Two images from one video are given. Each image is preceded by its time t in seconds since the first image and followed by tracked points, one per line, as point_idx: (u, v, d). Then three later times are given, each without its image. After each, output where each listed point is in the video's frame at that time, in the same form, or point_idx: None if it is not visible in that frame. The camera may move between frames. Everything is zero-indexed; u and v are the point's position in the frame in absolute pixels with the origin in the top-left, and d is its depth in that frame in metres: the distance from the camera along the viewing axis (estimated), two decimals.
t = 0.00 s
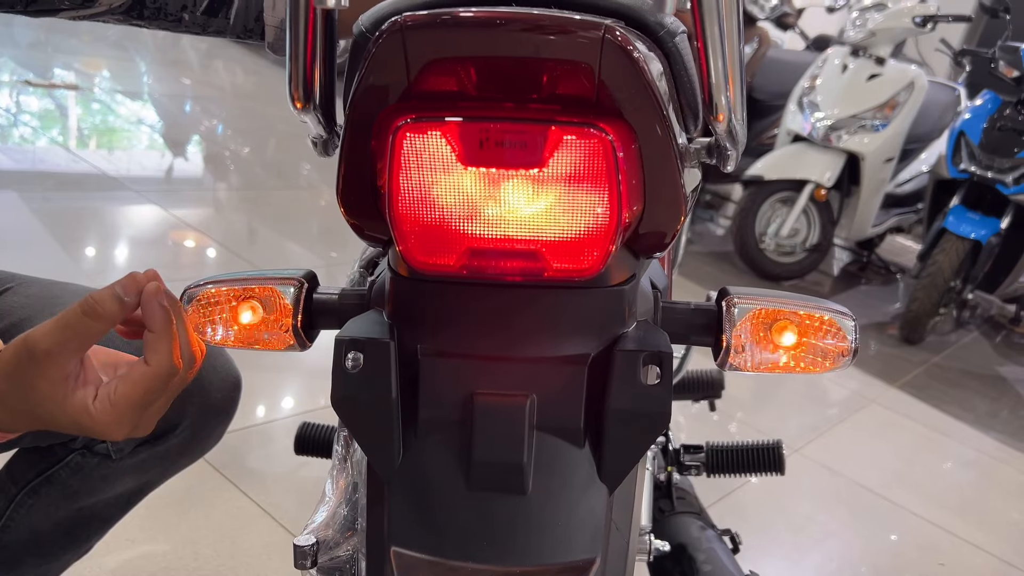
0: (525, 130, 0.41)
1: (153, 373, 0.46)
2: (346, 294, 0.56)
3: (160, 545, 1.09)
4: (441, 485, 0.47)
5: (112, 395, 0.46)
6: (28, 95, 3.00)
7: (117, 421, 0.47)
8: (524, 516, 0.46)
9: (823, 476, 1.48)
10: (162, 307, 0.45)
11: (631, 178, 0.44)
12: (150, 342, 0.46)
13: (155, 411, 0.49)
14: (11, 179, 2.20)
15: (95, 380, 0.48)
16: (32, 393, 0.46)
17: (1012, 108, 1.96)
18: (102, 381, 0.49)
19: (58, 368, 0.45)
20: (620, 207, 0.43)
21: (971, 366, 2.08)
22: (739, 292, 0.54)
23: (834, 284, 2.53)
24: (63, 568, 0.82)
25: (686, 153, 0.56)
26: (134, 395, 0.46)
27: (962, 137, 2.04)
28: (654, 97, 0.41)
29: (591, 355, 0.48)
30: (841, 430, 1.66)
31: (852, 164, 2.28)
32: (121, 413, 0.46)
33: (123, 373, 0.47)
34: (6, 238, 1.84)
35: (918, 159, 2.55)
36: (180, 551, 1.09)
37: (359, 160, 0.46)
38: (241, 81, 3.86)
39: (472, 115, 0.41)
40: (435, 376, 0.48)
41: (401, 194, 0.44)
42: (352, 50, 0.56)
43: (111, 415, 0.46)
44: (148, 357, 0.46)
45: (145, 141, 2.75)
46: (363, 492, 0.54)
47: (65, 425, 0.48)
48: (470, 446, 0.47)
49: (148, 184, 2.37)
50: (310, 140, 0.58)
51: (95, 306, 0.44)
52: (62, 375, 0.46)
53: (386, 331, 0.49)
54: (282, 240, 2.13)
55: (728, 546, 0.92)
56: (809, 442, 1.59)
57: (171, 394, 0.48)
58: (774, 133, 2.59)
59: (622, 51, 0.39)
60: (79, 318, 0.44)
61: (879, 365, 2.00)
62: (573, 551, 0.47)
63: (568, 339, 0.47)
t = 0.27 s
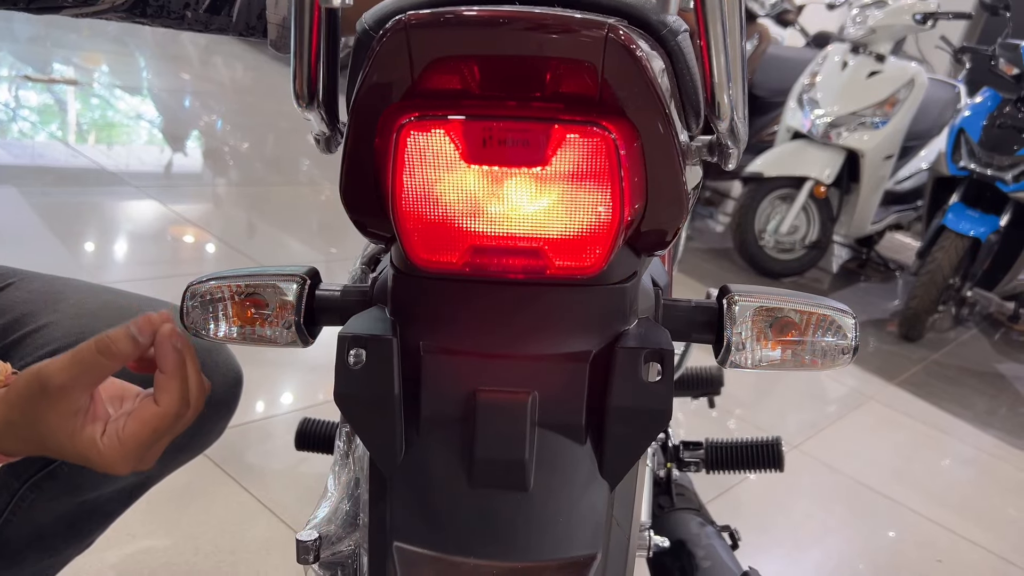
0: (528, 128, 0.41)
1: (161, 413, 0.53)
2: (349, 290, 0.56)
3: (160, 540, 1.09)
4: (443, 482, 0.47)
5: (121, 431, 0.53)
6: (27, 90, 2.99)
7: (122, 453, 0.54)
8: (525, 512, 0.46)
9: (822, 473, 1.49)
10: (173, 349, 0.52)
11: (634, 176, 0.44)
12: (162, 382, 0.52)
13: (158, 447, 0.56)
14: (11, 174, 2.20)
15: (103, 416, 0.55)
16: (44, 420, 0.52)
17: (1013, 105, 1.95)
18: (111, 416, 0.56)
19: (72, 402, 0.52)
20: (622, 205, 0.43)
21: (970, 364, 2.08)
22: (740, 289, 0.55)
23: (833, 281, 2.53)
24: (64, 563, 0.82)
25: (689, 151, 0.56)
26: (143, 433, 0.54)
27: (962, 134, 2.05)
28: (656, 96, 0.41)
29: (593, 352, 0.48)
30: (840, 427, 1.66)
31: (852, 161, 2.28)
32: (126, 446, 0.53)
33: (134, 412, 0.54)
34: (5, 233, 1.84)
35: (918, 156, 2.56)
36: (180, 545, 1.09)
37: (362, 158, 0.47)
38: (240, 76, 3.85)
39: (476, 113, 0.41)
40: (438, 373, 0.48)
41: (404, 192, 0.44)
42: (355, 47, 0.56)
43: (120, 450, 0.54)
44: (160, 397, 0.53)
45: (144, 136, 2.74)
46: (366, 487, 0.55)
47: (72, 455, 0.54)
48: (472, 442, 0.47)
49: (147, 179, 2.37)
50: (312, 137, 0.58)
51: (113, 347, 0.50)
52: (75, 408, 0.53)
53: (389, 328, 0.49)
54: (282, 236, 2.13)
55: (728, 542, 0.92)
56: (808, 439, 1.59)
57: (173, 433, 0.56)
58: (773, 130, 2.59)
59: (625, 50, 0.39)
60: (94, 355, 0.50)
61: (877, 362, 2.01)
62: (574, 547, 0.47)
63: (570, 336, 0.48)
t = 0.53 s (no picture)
0: (531, 111, 0.41)
1: (161, 410, 0.53)
2: (350, 276, 0.56)
3: (161, 527, 1.10)
4: (445, 465, 0.47)
5: (123, 427, 0.54)
6: (26, 79, 2.98)
7: (123, 449, 0.54)
8: (527, 496, 0.47)
9: (822, 462, 1.49)
10: (176, 349, 0.52)
11: (636, 160, 0.44)
12: (164, 380, 0.53)
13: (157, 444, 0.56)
14: (10, 162, 2.19)
15: (104, 412, 0.56)
16: (50, 414, 0.53)
17: (1014, 95, 1.95)
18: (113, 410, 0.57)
19: (74, 397, 0.53)
20: (625, 190, 0.43)
21: (970, 354, 2.08)
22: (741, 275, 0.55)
23: (833, 271, 2.53)
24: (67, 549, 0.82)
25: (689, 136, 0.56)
26: (145, 429, 0.54)
27: (964, 125, 2.04)
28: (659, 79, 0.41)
29: (594, 337, 0.49)
30: (839, 417, 1.66)
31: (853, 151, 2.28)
32: (128, 441, 0.54)
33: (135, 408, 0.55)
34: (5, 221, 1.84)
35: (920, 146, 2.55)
36: (182, 532, 1.09)
37: (364, 142, 0.47)
38: (240, 65, 3.83)
39: (479, 96, 0.41)
40: (440, 357, 0.48)
41: (406, 175, 0.44)
42: (357, 31, 0.56)
43: (119, 446, 0.54)
44: (162, 394, 0.53)
45: (144, 125, 2.73)
46: (367, 471, 0.55)
47: (73, 447, 0.55)
48: (474, 425, 0.47)
49: (147, 168, 2.36)
50: (313, 121, 0.58)
51: (117, 344, 0.50)
52: (77, 404, 0.53)
53: (391, 312, 0.49)
54: (282, 225, 2.13)
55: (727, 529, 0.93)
56: (808, 429, 1.60)
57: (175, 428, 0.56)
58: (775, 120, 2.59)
59: (628, 33, 0.39)
60: (98, 350, 0.51)
61: (877, 352, 2.01)
62: (576, 530, 0.47)
63: (572, 321, 0.48)
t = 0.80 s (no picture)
0: (527, 82, 0.40)
1: (159, 458, 0.46)
2: (345, 252, 0.56)
3: (159, 506, 1.10)
4: (441, 442, 0.47)
5: (113, 471, 0.47)
6: (21, 58, 2.95)
7: (109, 495, 0.47)
8: (524, 473, 0.46)
9: (819, 442, 1.50)
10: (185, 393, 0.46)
11: (635, 134, 0.43)
12: (167, 426, 0.46)
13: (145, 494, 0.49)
14: (6, 142, 2.18)
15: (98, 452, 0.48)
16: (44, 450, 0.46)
17: (1016, 76, 1.93)
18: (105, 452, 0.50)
19: (71, 430, 0.46)
20: (623, 163, 0.43)
21: (968, 336, 2.09)
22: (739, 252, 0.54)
23: (832, 253, 2.53)
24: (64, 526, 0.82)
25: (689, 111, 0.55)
26: (136, 477, 0.46)
27: (964, 106, 2.03)
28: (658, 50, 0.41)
29: (591, 313, 0.48)
30: (837, 398, 1.67)
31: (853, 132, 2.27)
32: (116, 487, 0.47)
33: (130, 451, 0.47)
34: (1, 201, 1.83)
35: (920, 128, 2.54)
36: (180, 511, 1.10)
37: (358, 115, 0.46)
38: (237, 44, 3.80)
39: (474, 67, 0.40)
40: (437, 334, 0.48)
41: (400, 148, 0.43)
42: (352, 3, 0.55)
43: (105, 491, 0.47)
44: (163, 440, 0.46)
45: (140, 105, 2.71)
46: (363, 448, 0.55)
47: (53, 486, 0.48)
48: (471, 403, 0.47)
49: (143, 148, 2.35)
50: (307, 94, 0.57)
51: (139, 378, 0.44)
52: (72, 437, 0.46)
53: (387, 289, 0.48)
54: (279, 206, 2.12)
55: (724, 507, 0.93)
56: (805, 409, 1.60)
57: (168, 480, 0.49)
58: (775, 101, 2.57)
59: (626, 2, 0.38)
60: (105, 384, 0.44)
61: (876, 334, 2.01)
62: (572, 507, 0.46)
63: (569, 297, 0.47)
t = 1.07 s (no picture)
0: (525, 52, 0.40)
1: None
2: (343, 225, 0.56)
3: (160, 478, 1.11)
4: (440, 413, 0.47)
5: None
6: (17, 31, 2.92)
7: None
8: (521, 444, 0.47)
9: (816, 417, 1.51)
10: None
11: (633, 106, 0.43)
12: None
13: None
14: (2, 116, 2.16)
15: None
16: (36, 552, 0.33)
17: (1017, 51, 1.90)
18: None
19: None
20: (621, 134, 0.42)
21: (966, 312, 2.09)
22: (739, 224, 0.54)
23: (831, 229, 2.52)
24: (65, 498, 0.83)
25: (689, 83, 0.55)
26: None
27: (964, 81, 2.02)
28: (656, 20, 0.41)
29: (589, 286, 0.48)
30: (834, 373, 1.68)
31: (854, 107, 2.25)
32: None
33: None
34: None
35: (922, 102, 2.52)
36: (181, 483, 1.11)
37: (356, 87, 0.46)
38: (235, 18, 3.76)
39: (472, 36, 0.40)
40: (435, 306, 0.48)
41: (398, 119, 0.43)
42: None
43: None
44: None
45: (138, 79, 2.69)
46: (361, 420, 0.55)
47: None
48: (469, 375, 0.47)
49: (141, 122, 2.33)
50: (304, 65, 0.57)
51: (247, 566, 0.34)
52: None
53: (385, 261, 0.48)
54: (277, 181, 2.11)
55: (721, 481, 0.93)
56: (803, 384, 1.61)
57: None
58: (776, 75, 2.55)
59: None
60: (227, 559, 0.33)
61: (874, 309, 2.01)
62: (569, 477, 0.47)
63: (567, 269, 0.47)
